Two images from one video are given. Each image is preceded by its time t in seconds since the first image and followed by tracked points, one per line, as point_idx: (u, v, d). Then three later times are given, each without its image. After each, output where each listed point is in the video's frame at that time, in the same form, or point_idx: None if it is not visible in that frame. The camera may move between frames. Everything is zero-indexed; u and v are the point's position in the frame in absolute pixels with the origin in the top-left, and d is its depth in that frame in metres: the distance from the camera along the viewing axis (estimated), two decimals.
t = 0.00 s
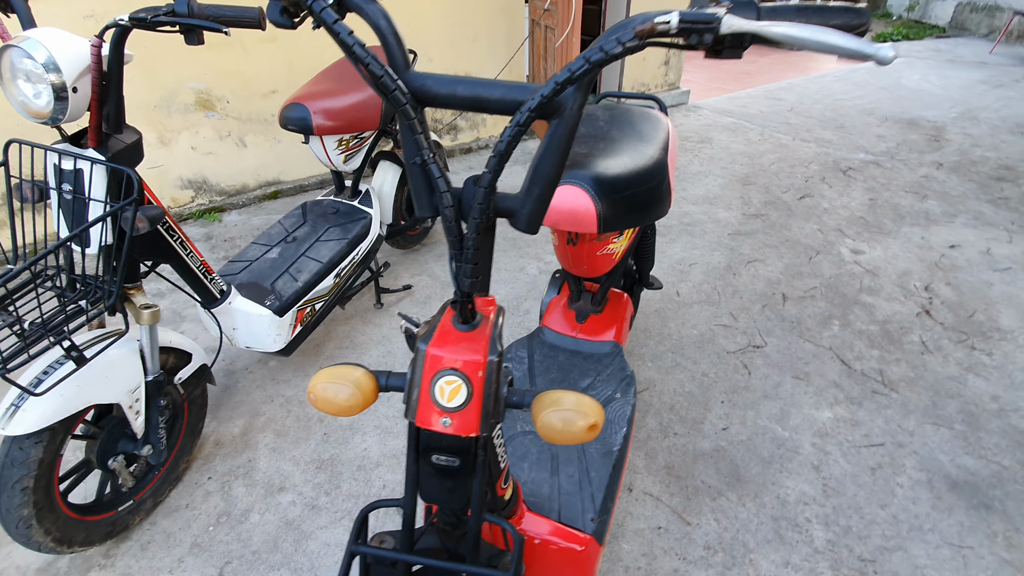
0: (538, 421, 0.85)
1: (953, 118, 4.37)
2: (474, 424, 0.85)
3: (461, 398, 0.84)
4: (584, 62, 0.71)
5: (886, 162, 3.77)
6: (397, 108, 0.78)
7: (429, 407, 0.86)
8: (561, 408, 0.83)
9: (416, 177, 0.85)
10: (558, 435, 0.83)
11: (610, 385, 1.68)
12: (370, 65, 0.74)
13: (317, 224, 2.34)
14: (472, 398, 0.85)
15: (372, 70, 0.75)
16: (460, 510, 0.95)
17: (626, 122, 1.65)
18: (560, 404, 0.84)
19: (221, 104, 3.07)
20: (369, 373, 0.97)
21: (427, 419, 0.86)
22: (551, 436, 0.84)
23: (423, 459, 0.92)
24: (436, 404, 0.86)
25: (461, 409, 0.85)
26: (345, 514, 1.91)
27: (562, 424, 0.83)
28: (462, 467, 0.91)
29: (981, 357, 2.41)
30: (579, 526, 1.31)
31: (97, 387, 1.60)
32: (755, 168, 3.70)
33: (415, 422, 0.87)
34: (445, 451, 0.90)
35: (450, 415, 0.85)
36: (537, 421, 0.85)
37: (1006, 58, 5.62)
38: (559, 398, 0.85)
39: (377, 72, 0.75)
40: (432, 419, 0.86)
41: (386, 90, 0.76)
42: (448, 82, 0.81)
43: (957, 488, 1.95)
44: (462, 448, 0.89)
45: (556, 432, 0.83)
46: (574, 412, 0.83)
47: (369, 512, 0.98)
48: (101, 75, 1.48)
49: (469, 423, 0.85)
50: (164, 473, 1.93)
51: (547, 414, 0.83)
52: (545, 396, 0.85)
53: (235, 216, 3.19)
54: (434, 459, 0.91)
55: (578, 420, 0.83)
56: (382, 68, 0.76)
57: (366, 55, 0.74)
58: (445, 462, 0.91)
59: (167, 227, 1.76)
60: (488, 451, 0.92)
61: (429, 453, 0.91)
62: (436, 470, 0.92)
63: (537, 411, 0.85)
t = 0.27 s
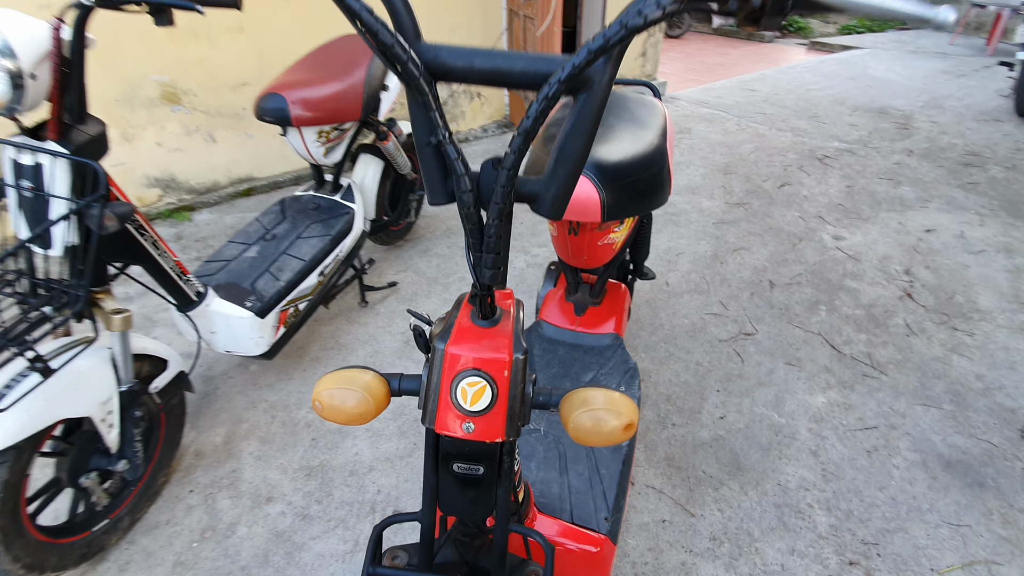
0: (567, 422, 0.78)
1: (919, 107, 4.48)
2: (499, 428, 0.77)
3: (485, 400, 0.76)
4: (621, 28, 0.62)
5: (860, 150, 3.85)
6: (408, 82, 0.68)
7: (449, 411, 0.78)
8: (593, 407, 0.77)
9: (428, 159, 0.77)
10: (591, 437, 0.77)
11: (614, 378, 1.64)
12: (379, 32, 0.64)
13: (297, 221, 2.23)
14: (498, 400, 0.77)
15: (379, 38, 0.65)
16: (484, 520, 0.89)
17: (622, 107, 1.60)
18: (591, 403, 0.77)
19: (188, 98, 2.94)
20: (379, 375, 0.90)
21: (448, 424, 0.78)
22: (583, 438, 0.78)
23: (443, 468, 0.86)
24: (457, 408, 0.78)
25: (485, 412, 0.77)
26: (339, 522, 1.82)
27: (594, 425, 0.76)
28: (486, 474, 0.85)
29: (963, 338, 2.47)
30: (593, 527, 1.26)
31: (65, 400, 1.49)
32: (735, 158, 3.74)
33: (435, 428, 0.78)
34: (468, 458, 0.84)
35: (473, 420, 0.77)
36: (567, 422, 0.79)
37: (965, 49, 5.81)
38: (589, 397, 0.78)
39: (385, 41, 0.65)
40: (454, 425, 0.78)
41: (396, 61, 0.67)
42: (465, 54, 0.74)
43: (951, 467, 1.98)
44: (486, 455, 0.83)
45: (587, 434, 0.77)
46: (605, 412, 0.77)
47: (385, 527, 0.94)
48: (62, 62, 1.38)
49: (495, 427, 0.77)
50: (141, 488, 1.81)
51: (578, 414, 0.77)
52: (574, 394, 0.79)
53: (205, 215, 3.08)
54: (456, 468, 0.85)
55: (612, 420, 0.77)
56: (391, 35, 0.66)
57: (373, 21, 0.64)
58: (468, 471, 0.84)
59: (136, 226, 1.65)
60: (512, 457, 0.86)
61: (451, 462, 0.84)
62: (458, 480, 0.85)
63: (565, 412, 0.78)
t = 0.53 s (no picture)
0: (600, 401, 0.71)
1: (882, 91, 4.60)
2: (524, 410, 0.68)
3: (510, 379, 0.67)
4: None
5: (830, 133, 3.91)
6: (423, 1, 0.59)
7: (467, 391, 0.68)
8: (628, 384, 0.70)
9: (440, 98, 0.68)
10: (626, 417, 0.70)
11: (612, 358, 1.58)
12: None
13: (264, 201, 2.09)
14: (523, 379, 0.68)
15: None
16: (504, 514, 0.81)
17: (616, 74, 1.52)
18: (626, 379, 0.70)
19: (139, 72, 2.77)
20: (379, 354, 0.79)
21: (466, 406, 0.68)
22: (618, 418, 0.70)
23: (459, 459, 0.78)
24: (477, 389, 0.68)
25: (509, 393, 0.68)
26: (320, 520, 1.71)
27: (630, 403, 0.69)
28: (507, 464, 0.77)
29: (938, 313, 2.52)
30: (600, 513, 1.20)
31: (7, 398, 1.33)
32: (710, 140, 3.76)
33: (452, 413, 0.69)
34: (489, 446, 0.76)
35: (495, 401, 0.68)
36: (599, 402, 0.71)
37: (922, 36, 6.01)
38: (621, 373, 0.71)
39: None
40: (473, 408, 0.68)
41: None
42: None
43: (935, 439, 2.00)
44: (508, 442, 0.75)
45: (622, 414, 0.69)
46: (641, 388, 0.70)
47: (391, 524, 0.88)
48: None
49: (519, 410, 0.68)
50: (99, 491, 1.66)
51: (611, 392, 0.70)
52: (606, 370, 0.72)
53: (161, 199, 2.92)
54: (474, 457, 0.76)
55: (649, 397, 0.69)
56: None
57: None
58: (487, 460, 0.76)
59: (84, 203, 1.49)
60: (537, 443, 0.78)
61: (467, 450, 0.76)
62: (475, 471, 0.77)
63: (598, 390, 0.71)
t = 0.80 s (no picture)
0: (623, 362, 0.62)
1: (848, 74, 4.92)
2: (541, 373, 0.59)
3: (524, 336, 0.57)
4: None
5: (800, 113, 4.15)
6: None
7: (473, 352, 0.58)
8: (654, 339, 0.61)
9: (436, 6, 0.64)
10: (655, 378, 0.61)
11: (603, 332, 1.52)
12: None
13: (224, 176, 1.99)
14: (540, 336, 0.58)
15: None
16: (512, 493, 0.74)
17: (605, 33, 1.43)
18: (653, 335, 0.61)
19: (84, 45, 2.63)
20: (365, 313, 0.68)
21: (473, 370, 0.58)
22: (645, 380, 0.62)
23: (463, 433, 0.70)
24: (486, 349, 0.58)
25: (524, 352, 0.58)
26: (295, 513, 1.61)
27: (658, 361, 0.60)
28: (517, 438, 0.70)
29: (911, 285, 2.58)
30: (600, 493, 1.13)
31: None
32: (685, 121, 3.90)
33: (457, 379, 0.59)
34: (498, 417, 0.68)
35: (506, 362, 0.58)
36: (623, 363, 0.62)
37: (883, 24, 6.27)
38: (645, 329, 0.62)
39: None
40: (482, 371, 0.59)
41: None
42: None
43: (915, 407, 2.01)
44: (520, 413, 0.68)
45: (649, 375, 0.61)
46: (669, 345, 0.61)
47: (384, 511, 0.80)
48: None
49: (535, 372, 0.59)
50: (49, 492, 1.52)
51: (637, 350, 0.61)
52: (629, 327, 0.63)
53: (112, 181, 2.81)
54: (480, 430, 0.69)
55: (679, 353, 0.61)
56: None
57: None
58: (495, 433, 0.69)
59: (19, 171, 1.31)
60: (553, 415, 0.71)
61: (473, 423, 0.68)
62: (481, 446, 0.70)
63: (621, 349, 0.62)
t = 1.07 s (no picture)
0: (652, 322, 0.59)
1: (835, 63, 5.00)
2: (563, 335, 0.55)
3: (546, 292, 0.53)
4: None
5: (788, 101, 4.24)
6: None
7: (488, 312, 0.54)
8: (686, 298, 0.57)
9: None
10: (687, 340, 0.58)
11: (605, 314, 1.48)
12: None
13: (204, 157, 1.95)
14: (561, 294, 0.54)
15: None
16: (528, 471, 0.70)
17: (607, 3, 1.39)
18: (685, 293, 0.58)
19: (55, 27, 2.55)
20: (363, 271, 0.63)
21: (488, 331, 0.54)
22: (675, 342, 0.58)
23: (476, 405, 0.65)
24: (502, 307, 0.54)
25: (544, 311, 0.54)
26: (284, 508, 1.54)
27: (690, 322, 0.57)
28: (536, 410, 0.65)
29: (903, 268, 2.59)
30: (608, 477, 1.08)
31: None
32: (675, 108, 4.00)
33: (471, 341, 0.54)
34: (515, 387, 0.63)
35: (525, 323, 0.54)
36: (652, 324, 0.59)
37: (867, 15, 6.37)
38: (675, 287, 0.58)
39: None
40: (498, 331, 0.54)
41: None
42: None
43: (912, 387, 2.00)
44: (540, 382, 0.63)
45: (681, 337, 0.57)
46: (702, 304, 0.57)
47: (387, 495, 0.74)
48: None
49: (556, 335, 0.55)
50: (23, 490, 1.44)
51: (667, 311, 0.57)
52: (658, 285, 0.59)
53: (87, 170, 2.76)
54: (495, 401, 0.64)
55: (713, 313, 0.57)
56: None
57: None
58: (511, 404, 0.64)
59: None
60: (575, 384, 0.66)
61: (487, 393, 0.63)
62: (495, 419, 0.65)
63: (650, 309, 0.59)
